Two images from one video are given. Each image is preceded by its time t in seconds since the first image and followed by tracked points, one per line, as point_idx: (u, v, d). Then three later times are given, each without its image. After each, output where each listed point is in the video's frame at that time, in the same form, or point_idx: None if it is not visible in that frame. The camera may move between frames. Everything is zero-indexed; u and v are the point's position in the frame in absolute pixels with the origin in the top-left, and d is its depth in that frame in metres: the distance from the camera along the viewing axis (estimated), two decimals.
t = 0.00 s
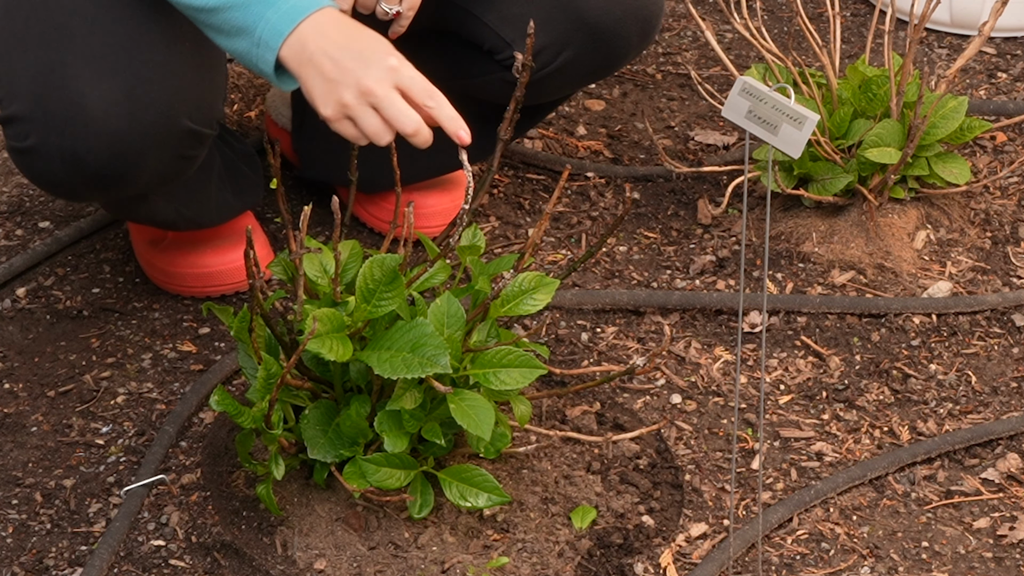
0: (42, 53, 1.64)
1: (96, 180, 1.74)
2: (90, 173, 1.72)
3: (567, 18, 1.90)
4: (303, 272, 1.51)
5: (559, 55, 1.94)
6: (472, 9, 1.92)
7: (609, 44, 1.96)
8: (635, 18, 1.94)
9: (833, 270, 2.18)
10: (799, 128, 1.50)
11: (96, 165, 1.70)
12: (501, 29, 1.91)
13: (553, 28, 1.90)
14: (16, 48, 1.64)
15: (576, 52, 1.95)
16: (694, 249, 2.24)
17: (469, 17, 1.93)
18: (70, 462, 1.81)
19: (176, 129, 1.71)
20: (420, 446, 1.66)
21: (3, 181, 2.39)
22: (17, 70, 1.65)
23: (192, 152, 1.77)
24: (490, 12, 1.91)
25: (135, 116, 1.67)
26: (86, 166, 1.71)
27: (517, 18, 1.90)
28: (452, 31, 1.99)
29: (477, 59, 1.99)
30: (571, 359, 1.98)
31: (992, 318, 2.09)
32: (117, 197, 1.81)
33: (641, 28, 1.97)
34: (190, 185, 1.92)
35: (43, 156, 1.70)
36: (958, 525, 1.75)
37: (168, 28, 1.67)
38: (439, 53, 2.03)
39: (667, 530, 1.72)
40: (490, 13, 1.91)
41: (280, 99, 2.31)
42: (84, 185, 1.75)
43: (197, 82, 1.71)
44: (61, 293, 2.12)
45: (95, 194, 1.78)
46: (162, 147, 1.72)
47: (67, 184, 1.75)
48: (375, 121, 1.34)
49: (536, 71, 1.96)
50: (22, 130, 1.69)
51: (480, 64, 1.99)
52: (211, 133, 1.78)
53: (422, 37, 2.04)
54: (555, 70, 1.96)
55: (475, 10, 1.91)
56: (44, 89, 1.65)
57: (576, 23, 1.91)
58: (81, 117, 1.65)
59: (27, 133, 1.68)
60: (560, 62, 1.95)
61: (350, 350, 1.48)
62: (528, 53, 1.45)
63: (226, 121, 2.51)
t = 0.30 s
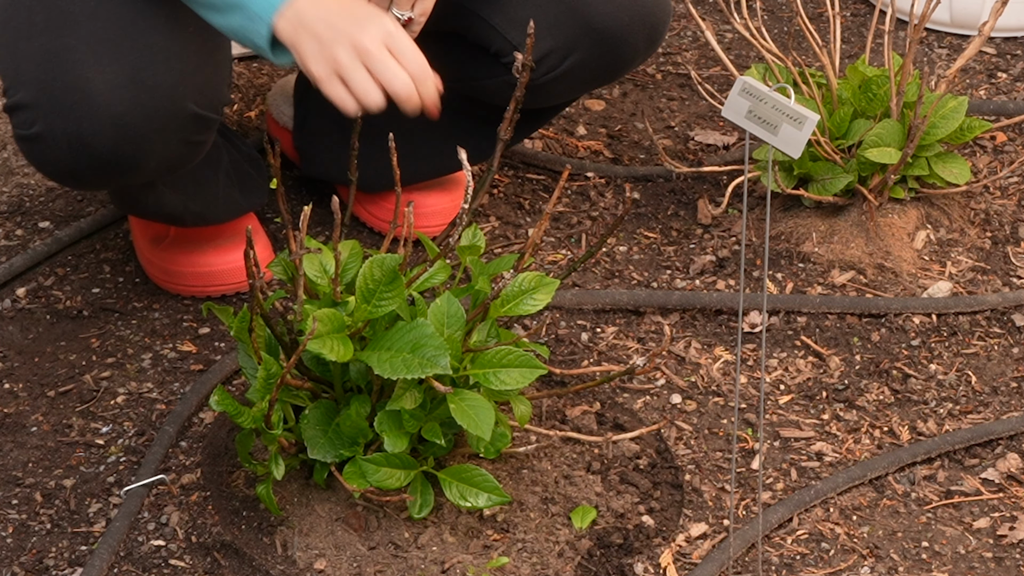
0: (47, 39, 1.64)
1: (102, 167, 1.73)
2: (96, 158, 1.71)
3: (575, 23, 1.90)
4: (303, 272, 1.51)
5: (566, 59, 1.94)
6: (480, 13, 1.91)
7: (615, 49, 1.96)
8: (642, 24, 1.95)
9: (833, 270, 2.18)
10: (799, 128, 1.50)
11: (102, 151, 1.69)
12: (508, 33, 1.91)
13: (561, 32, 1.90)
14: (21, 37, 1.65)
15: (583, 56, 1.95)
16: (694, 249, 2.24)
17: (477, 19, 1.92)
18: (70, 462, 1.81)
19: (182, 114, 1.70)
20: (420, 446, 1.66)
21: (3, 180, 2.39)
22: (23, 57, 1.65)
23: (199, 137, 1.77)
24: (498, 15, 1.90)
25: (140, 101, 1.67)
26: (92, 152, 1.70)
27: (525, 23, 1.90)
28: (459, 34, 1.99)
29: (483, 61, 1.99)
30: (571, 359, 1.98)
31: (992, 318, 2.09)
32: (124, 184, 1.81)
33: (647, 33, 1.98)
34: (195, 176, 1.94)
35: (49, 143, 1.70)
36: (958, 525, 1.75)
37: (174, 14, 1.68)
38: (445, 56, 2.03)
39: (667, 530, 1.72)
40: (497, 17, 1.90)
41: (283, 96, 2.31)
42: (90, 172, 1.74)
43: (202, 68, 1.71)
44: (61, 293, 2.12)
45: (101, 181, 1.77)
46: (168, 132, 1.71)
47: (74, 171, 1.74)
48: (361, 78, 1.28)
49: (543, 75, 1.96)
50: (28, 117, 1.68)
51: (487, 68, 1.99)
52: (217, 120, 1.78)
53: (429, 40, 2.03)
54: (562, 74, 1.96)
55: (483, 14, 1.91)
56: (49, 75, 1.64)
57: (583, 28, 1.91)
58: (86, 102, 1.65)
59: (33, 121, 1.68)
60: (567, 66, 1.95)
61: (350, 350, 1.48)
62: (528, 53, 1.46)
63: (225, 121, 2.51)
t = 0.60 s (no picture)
0: (57, 19, 1.64)
1: (102, 150, 1.71)
2: (97, 142, 1.70)
3: (582, 30, 1.90)
4: (303, 272, 1.51)
5: (573, 65, 1.94)
6: (487, 21, 1.91)
7: (623, 56, 1.96)
8: (649, 31, 1.94)
9: (833, 270, 2.18)
10: (799, 128, 1.50)
11: (104, 134, 1.69)
12: (515, 41, 1.90)
13: (567, 39, 1.90)
14: (30, 17, 1.65)
15: (590, 63, 1.95)
16: (694, 249, 2.24)
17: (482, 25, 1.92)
18: (70, 462, 1.81)
19: (186, 103, 1.71)
20: (420, 446, 1.66)
21: (3, 180, 2.39)
22: (31, 37, 1.65)
23: (201, 129, 1.78)
24: (505, 22, 1.90)
25: (146, 86, 1.67)
26: (93, 135, 1.69)
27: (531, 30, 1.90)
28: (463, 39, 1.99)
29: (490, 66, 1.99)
30: (571, 359, 1.98)
31: (992, 318, 2.09)
32: (122, 171, 1.80)
33: (655, 40, 1.97)
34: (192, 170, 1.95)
35: (50, 123, 1.68)
36: (959, 524, 1.75)
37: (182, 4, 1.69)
38: (451, 58, 2.04)
39: (667, 530, 1.72)
40: (504, 25, 1.90)
41: (292, 91, 2.32)
42: (89, 156, 1.73)
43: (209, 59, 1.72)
44: (61, 293, 2.12)
45: (99, 166, 1.76)
46: (171, 119, 1.71)
47: (73, 154, 1.72)
48: (209, 38, 1.26)
49: (550, 81, 1.96)
50: (31, 96, 1.67)
51: (494, 73, 1.99)
52: (220, 113, 1.78)
53: (434, 43, 2.03)
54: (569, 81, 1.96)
55: (490, 21, 1.91)
56: (57, 54, 1.64)
57: (590, 35, 1.90)
58: (92, 84, 1.65)
59: (37, 101, 1.67)
60: (574, 73, 1.95)
61: (350, 350, 1.48)
62: (528, 53, 1.46)
63: (225, 121, 2.51)
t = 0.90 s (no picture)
0: (66, 19, 1.64)
1: (111, 149, 1.72)
2: (105, 141, 1.70)
3: (584, 32, 1.90)
4: (303, 272, 1.51)
5: (574, 67, 1.95)
6: (489, 20, 1.91)
7: (624, 59, 1.96)
8: (650, 35, 1.95)
9: (833, 270, 2.18)
10: (799, 128, 1.50)
11: (111, 133, 1.68)
12: (516, 41, 1.90)
13: (568, 41, 1.90)
14: (38, 17, 1.65)
15: (591, 65, 1.95)
16: (694, 249, 2.24)
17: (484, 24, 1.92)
18: (70, 462, 1.81)
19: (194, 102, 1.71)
20: (420, 446, 1.66)
21: (3, 181, 2.39)
22: (39, 37, 1.65)
23: (208, 128, 1.77)
24: (506, 22, 1.90)
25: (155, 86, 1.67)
26: (102, 134, 1.69)
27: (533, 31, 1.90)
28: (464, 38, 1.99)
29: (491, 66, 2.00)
30: (571, 359, 1.98)
31: (993, 318, 2.09)
32: (130, 169, 1.80)
33: (656, 45, 1.98)
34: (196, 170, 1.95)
35: (60, 123, 1.68)
36: (959, 525, 1.75)
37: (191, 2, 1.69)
38: (453, 56, 2.04)
39: (667, 530, 1.72)
40: (506, 25, 1.90)
41: (291, 92, 2.33)
42: (96, 155, 1.73)
43: (219, 58, 1.71)
44: (61, 293, 2.12)
45: (108, 165, 1.76)
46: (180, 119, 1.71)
47: (81, 153, 1.72)
48: (125, 84, 1.47)
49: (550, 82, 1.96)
50: (40, 96, 1.67)
51: (496, 73, 2.00)
52: (228, 112, 1.77)
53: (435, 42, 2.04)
54: (570, 83, 1.96)
55: (492, 21, 1.91)
56: (64, 53, 1.64)
57: (592, 37, 1.91)
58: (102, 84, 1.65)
59: (45, 100, 1.67)
60: (575, 75, 1.95)
61: (350, 350, 1.48)
62: (528, 53, 1.46)
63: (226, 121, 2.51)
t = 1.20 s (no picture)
0: (62, 30, 1.64)
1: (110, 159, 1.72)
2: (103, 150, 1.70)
3: (585, 35, 1.90)
4: (303, 271, 1.51)
5: (574, 70, 1.94)
6: (491, 22, 1.91)
7: (625, 62, 1.96)
8: (652, 39, 1.95)
9: (833, 270, 2.18)
10: (800, 128, 1.50)
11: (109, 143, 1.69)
12: (517, 42, 1.90)
13: (569, 43, 1.90)
14: (35, 29, 1.66)
15: (592, 68, 1.95)
16: (694, 249, 2.24)
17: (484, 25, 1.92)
18: (70, 462, 1.81)
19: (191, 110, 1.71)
20: (420, 446, 1.66)
21: (3, 180, 2.39)
22: (35, 49, 1.66)
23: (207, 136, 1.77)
24: (507, 23, 1.90)
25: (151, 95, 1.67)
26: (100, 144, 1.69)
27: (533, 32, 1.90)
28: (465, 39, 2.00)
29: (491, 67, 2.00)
30: (571, 359, 1.98)
31: (992, 318, 2.09)
32: (129, 178, 1.80)
33: (657, 49, 1.98)
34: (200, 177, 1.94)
35: (58, 135, 1.69)
36: (959, 525, 1.75)
37: (187, 12, 1.70)
38: (454, 56, 2.04)
39: (667, 530, 1.72)
40: (508, 26, 1.90)
41: (290, 92, 2.33)
42: (96, 164, 1.73)
43: (216, 65, 1.71)
44: (61, 293, 2.12)
45: (107, 175, 1.77)
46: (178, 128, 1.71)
47: (81, 163, 1.73)
48: (125, 132, 1.52)
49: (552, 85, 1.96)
50: (38, 108, 1.68)
51: (497, 74, 2.00)
52: (227, 119, 1.78)
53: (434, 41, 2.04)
54: (569, 85, 1.96)
55: (494, 22, 1.91)
56: (62, 64, 1.64)
57: (593, 40, 1.91)
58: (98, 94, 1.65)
59: (43, 112, 1.67)
60: (575, 78, 1.95)
61: (350, 350, 1.48)
62: (528, 53, 1.45)
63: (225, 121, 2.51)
